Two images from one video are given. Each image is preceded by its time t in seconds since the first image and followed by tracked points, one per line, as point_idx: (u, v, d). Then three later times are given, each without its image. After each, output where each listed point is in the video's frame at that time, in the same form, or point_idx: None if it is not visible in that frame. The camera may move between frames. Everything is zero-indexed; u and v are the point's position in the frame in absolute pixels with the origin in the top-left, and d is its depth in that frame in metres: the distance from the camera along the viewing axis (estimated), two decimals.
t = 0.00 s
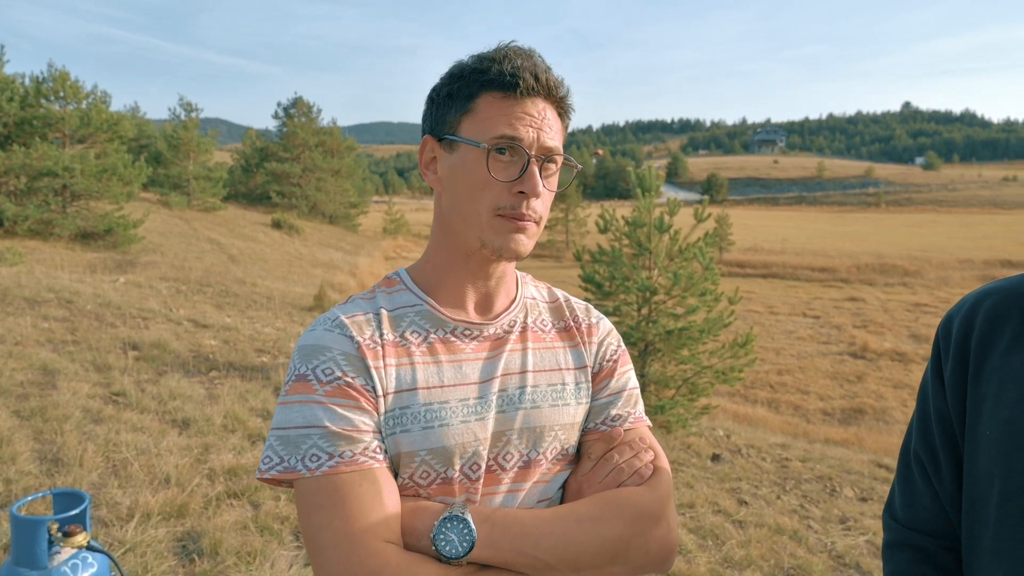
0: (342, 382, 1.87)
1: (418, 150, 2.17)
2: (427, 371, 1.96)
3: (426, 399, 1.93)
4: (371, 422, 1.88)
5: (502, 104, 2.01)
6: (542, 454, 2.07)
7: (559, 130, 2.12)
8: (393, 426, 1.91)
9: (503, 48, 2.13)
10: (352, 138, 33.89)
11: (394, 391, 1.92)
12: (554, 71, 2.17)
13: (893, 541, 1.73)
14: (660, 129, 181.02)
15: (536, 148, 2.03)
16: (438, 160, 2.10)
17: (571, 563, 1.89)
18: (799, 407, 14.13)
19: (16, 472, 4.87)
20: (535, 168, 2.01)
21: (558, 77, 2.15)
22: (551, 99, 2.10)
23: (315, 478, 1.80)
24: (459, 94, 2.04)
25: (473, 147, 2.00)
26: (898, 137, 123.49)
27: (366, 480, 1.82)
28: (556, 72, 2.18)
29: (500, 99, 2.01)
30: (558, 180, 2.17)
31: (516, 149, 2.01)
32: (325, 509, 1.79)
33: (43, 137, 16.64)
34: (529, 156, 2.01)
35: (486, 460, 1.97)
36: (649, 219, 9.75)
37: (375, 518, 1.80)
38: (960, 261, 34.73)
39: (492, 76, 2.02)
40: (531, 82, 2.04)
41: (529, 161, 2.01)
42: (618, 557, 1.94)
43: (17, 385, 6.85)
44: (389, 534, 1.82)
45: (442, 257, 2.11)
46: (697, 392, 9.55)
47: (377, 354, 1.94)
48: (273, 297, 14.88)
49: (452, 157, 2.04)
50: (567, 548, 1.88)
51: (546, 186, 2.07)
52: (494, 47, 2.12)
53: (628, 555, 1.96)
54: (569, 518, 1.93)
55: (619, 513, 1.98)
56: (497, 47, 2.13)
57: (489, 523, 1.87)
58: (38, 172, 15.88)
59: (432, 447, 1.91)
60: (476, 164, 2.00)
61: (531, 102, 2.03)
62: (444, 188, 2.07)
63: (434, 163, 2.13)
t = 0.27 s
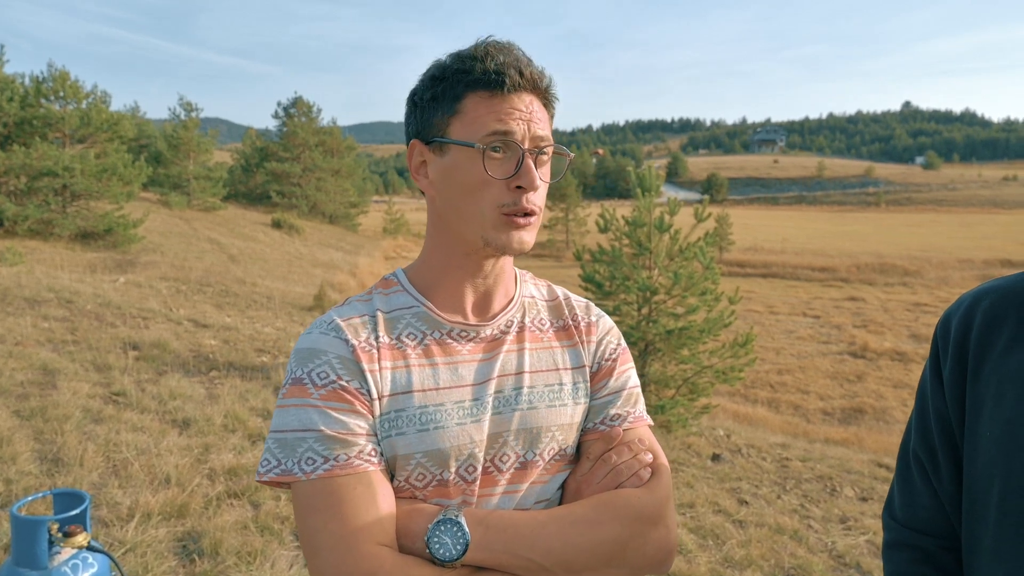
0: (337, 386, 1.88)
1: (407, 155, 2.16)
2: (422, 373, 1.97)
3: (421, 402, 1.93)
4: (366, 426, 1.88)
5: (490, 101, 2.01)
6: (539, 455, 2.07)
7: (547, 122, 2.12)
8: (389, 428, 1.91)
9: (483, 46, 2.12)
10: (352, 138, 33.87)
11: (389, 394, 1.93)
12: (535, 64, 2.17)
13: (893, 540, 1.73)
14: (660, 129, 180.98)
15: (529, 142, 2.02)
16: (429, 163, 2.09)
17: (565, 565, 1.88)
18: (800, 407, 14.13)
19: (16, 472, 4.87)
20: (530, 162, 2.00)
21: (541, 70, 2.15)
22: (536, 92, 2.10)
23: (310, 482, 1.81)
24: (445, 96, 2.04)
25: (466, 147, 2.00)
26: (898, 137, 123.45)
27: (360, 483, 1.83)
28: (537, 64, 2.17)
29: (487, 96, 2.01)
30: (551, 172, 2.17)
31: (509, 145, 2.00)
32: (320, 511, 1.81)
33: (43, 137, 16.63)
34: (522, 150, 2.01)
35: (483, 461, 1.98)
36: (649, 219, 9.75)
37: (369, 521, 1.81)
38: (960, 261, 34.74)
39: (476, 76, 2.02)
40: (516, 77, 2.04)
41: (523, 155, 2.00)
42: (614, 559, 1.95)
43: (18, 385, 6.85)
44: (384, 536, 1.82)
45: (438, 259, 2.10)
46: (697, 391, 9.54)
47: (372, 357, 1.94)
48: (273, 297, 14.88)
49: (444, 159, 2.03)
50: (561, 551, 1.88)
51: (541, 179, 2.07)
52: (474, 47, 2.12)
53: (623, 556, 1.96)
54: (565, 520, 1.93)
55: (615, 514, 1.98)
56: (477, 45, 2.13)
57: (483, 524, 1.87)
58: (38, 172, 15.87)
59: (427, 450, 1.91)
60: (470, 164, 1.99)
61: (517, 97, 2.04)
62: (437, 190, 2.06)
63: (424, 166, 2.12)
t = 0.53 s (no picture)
0: (326, 392, 1.86)
1: (395, 155, 2.14)
2: (412, 377, 1.96)
3: (412, 405, 1.93)
4: (357, 430, 1.87)
5: (484, 108, 1.99)
6: (531, 456, 2.06)
7: (540, 129, 2.10)
8: (379, 433, 1.90)
9: (477, 47, 2.09)
10: (351, 139, 33.89)
11: (379, 399, 1.92)
12: (531, 67, 2.14)
13: (892, 538, 1.73)
14: (660, 129, 181.05)
15: (522, 150, 2.01)
16: (419, 167, 2.07)
17: (560, 565, 1.88)
18: (799, 407, 14.13)
19: (15, 472, 4.86)
20: (523, 171, 1.99)
21: (536, 74, 2.12)
22: (531, 97, 2.08)
23: (302, 488, 1.81)
24: (437, 99, 2.01)
25: (458, 154, 1.98)
26: (897, 137, 123.54)
27: (351, 489, 1.83)
28: (533, 68, 2.14)
29: (482, 103, 1.99)
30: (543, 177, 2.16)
31: (502, 153, 1.99)
32: (313, 518, 1.81)
33: (42, 137, 16.63)
34: (516, 159, 1.99)
35: (474, 463, 1.97)
36: (649, 219, 9.74)
37: (361, 526, 1.81)
38: (959, 261, 34.76)
39: (471, 81, 1.99)
40: (511, 84, 2.02)
41: (517, 164, 1.99)
42: (609, 558, 1.94)
43: (17, 385, 6.85)
44: (377, 542, 1.82)
45: (426, 263, 2.10)
46: (696, 391, 9.53)
47: (361, 362, 1.93)
48: (273, 297, 14.88)
49: (434, 163, 2.02)
50: (555, 551, 1.88)
51: (533, 187, 2.06)
52: (468, 48, 2.08)
53: (618, 555, 1.96)
54: (558, 519, 1.92)
55: (609, 513, 1.98)
56: (471, 47, 2.09)
57: (476, 527, 1.87)
58: (37, 172, 15.87)
59: (419, 454, 1.90)
60: (463, 171, 1.98)
61: (512, 104, 2.01)
62: (428, 194, 2.05)
63: (413, 168, 2.10)
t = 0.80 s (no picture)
0: (314, 399, 1.85)
1: (386, 154, 2.13)
2: (401, 383, 1.95)
3: (401, 410, 1.92)
4: (346, 437, 1.86)
5: (480, 116, 1.99)
6: (521, 458, 2.07)
7: (535, 138, 2.11)
8: (369, 439, 1.89)
9: (475, 51, 2.08)
10: (351, 138, 33.90)
11: (368, 404, 1.91)
12: (529, 75, 2.13)
13: (892, 532, 1.74)
14: (659, 129, 181.08)
15: (516, 160, 2.02)
16: (409, 168, 2.07)
17: (555, 567, 1.89)
18: (799, 407, 14.14)
19: (17, 472, 4.87)
20: (516, 182, 1.99)
21: (533, 82, 2.13)
22: (527, 106, 2.08)
23: (290, 498, 1.79)
24: (432, 102, 2.01)
25: (450, 161, 1.98)
26: (897, 137, 123.50)
27: (341, 497, 1.81)
28: (531, 76, 2.14)
29: (477, 110, 1.99)
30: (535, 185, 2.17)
31: (496, 162, 1.99)
32: (303, 529, 1.79)
33: (42, 137, 16.64)
34: (509, 168, 2.00)
35: (465, 467, 1.97)
36: (649, 219, 9.75)
37: (353, 535, 1.79)
38: (959, 261, 34.75)
39: (468, 86, 1.99)
40: (509, 92, 2.01)
41: (510, 174, 1.99)
42: (604, 558, 1.96)
43: (18, 385, 6.86)
44: (369, 550, 1.82)
45: (413, 265, 2.11)
46: (696, 391, 9.53)
47: (348, 367, 1.92)
48: (273, 297, 14.89)
49: (426, 167, 2.02)
50: (550, 553, 1.89)
51: (524, 196, 2.07)
52: (466, 51, 2.08)
53: (612, 555, 1.97)
54: (551, 522, 1.93)
55: (603, 513, 1.99)
56: (469, 50, 2.09)
57: (470, 532, 1.87)
58: (37, 172, 15.88)
59: (409, 459, 1.90)
60: (455, 178, 1.98)
61: (508, 112, 2.01)
62: (417, 198, 2.06)
63: (403, 169, 2.10)
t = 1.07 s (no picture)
0: (311, 402, 1.84)
1: (385, 155, 2.13)
2: (399, 385, 1.96)
3: (399, 413, 1.92)
4: (345, 440, 1.86)
5: (483, 120, 1.99)
6: (519, 460, 2.07)
7: (537, 144, 2.11)
8: (367, 442, 1.89)
9: (479, 54, 2.08)
10: (351, 138, 33.90)
11: (367, 407, 1.91)
12: (533, 80, 2.14)
13: (893, 529, 1.75)
14: (659, 129, 181.10)
15: (518, 165, 2.02)
16: (409, 170, 2.07)
17: (556, 568, 1.90)
18: (798, 407, 14.14)
19: (17, 472, 4.87)
20: (517, 187, 2.00)
21: (536, 87, 2.13)
22: (530, 111, 2.08)
23: (289, 503, 1.79)
24: (434, 104, 2.00)
25: (451, 164, 1.98)
26: (896, 137, 123.51)
27: (341, 502, 1.81)
28: (535, 81, 2.14)
29: (480, 115, 1.99)
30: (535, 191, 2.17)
31: (498, 167, 1.99)
32: (302, 534, 1.79)
33: (42, 137, 16.63)
34: (511, 174, 2.00)
35: (465, 469, 1.98)
36: (649, 219, 9.75)
37: (352, 539, 1.80)
38: (959, 261, 34.77)
39: (472, 90, 1.98)
40: (513, 97, 2.02)
41: (512, 179, 2.00)
42: (604, 558, 1.96)
43: (18, 385, 6.86)
44: (369, 554, 1.82)
45: (410, 267, 2.11)
46: (696, 391, 9.53)
47: (346, 370, 1.92)
48: (272, 297, 14.89)
49: (427, 170, 2.02)
50: (551, 555, 1.89)
51: (525, 201, 2.08)
52: (470, 53, 2.07)
53: (612, 555, 1.98)
54: (552, 523, 1.94)
55: (603, 513, 2.00)
56: (473, 52, 2.08)
57: (471, 534, 1.87)
58: (37, 172, 15.87)
59: (409, 462, 1.90)
60: (456, 182, 1.98)
61: (512, 117, 2.02)
62: (416, 200, 2.06)
63: (403, 170, 2.10)
